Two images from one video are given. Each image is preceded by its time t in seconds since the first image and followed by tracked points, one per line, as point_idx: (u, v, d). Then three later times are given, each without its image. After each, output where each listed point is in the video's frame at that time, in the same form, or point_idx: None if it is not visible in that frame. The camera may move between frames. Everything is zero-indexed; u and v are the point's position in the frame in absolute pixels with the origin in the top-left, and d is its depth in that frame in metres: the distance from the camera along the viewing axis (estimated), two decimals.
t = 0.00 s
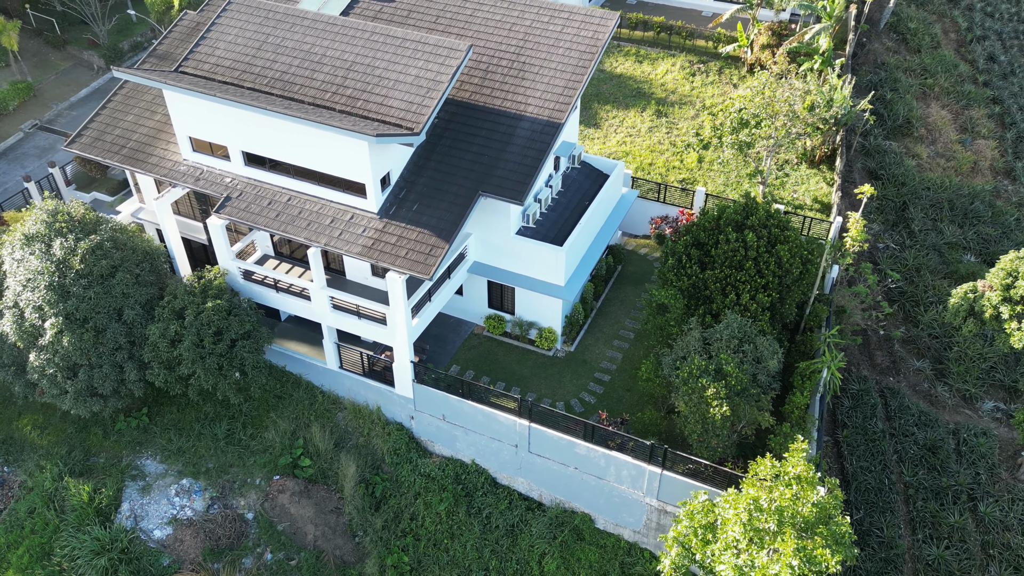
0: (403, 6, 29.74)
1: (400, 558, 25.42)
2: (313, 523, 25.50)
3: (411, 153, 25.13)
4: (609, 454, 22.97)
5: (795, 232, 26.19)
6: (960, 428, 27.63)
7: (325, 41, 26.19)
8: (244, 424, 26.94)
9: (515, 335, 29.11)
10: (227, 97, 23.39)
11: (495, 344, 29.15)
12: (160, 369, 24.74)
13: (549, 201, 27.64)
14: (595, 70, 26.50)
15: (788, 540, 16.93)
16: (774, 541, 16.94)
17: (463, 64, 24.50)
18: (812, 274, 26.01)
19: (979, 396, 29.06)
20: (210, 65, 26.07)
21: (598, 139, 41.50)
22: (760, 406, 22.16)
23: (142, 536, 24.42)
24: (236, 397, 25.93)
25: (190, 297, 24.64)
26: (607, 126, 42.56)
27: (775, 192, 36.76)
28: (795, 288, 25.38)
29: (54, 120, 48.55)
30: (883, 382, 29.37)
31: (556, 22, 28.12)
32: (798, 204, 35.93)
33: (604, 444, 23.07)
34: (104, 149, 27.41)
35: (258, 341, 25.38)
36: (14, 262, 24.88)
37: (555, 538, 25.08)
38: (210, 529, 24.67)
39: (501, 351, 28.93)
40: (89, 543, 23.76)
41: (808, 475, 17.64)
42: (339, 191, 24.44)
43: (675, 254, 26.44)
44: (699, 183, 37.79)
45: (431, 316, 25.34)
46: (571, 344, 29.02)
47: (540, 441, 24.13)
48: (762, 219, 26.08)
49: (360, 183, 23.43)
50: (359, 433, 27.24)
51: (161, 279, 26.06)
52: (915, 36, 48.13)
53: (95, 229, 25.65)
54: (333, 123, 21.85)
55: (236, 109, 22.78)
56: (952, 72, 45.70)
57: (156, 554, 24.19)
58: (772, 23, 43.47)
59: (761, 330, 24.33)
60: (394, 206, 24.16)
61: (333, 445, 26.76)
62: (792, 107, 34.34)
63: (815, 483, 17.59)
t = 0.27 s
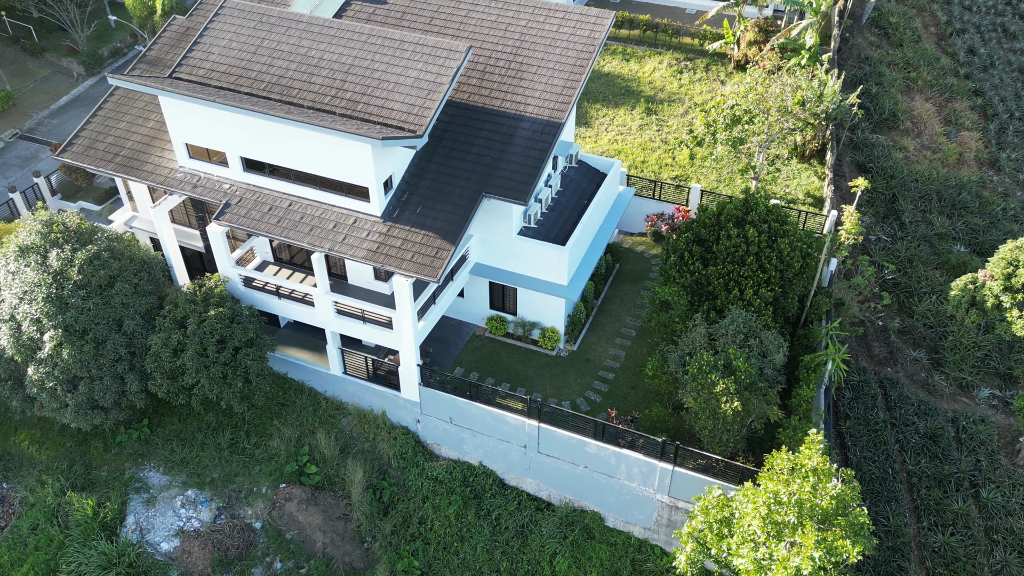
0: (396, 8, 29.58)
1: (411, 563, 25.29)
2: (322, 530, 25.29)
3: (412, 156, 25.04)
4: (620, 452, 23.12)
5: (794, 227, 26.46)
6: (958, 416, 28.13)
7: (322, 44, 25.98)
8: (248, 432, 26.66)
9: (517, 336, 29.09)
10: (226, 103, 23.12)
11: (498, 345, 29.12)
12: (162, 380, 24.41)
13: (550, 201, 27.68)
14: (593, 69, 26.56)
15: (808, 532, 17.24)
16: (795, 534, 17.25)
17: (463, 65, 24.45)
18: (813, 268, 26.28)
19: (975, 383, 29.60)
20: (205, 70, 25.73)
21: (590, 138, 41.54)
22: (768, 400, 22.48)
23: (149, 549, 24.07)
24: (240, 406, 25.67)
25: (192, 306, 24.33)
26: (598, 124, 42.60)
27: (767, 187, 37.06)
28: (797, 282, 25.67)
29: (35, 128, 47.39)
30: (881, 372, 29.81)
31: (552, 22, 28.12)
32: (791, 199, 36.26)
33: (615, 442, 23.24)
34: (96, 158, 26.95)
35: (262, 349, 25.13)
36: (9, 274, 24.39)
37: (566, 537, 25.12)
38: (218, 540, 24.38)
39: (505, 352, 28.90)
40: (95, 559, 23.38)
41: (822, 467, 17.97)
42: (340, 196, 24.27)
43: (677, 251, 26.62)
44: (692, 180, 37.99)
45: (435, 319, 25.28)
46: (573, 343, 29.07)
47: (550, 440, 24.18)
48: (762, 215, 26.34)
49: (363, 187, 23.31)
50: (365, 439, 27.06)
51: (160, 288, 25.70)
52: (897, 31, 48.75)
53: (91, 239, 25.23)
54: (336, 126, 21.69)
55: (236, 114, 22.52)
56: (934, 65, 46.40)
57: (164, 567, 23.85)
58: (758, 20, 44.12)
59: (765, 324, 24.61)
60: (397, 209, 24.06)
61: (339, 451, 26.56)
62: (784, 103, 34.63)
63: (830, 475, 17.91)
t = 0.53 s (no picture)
0: (392, 10, 29.41)
1: (424, 567, 25.19)
2: (334, 536, 25.12)
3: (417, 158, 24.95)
4: (634, 450, 23.23)
5: (798, 222, 26.70)
6: (960, 405, 28.60)
7: (323, 48, 25.78)
8: (256, 440, 26.43)
9: (523, 336, 29.09)
10: (230, 108, 22.89)
11: (504, 346, 29.11)
12: (169, 389, 24.11)
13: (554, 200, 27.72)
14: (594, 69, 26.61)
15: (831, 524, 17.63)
16: (817, 526, 17.62)
17: (467, 66, 24.41)
18: (816, 262, 26.56)
19: (975, 372, 30.10)
20: (205, 75, 25.41)
21: (585, 136, 41.55)
22: (779, 394, 22.79)
23: (160, 561, 23.78)
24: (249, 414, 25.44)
25: (198, 314, 24.05)
26: (592, 122, 42.60)
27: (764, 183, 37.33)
28: (802, 277, 25.96)
29: (19, 137, 46.32)
30: (883, 364, 30.19)
31: (551, 21, 28.10)
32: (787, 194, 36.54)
33: (629, 440, 23.35)
34: (94, 166, 26.53)
35: (269, 355, 24.89)
36: (9, 286, 23.96)
37: (579, 536, 25.20)
38: (230, 549, 24.12)
39: (511, 352, 28.89)
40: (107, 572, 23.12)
41: (844, 458, 18.22)
42: (347, 200, 24.14)
43: (682, 248, 26.84)
44: (689, 176, 38.17)
45: (444, 321, 25.23)
46: (579, 342, 29.15)
47: (563, 440, 24.25)
48: (766, 211, 26.61)
49: (372, 190, 23.23)
50: (374, 443, 26.91)
51: (163, 297, 25.37)
52: (882, 25, 49.25)
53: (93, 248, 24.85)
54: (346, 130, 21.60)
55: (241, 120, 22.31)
56: (920, 59, 47.01)
57: None
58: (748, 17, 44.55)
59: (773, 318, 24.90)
60: (405, 212, 23.98)
61: (349, 456, 26.39)
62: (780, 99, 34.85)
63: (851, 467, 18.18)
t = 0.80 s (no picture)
0: (394, 12, 29.25)
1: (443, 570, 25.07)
2: (351, 542, 24.95)
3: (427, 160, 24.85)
4: (653, 448, 23.36)
5: (805, 218, 26.90)
6: (966, 395, 29.00)
7: (329, 51, 25.61)
8: (269, 447, 26.23)
9: (533, 336, 29.09)
10: (240, 113, 22.68)
11: (515, 347, 29.10)
12: (182, 398, 23.85)
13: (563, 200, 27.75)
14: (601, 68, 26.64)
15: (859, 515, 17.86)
16: (845, 518, 17.86)
17: (476, 68, 24.35)
18: (824, 257, 26.80)
19: (978, 362, 30.55)
20: (210, 81, 25.13)
21: (583, 135, 41.60)
22: (795, 388, 23.03)
23: (178, 572, 23.50)
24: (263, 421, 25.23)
25: (210, 321, 23.80)
26: (590, 121, 42.65)
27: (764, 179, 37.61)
28: (810, 272, 26.21)
29: (9, 145, 45.50)
30: (888, 356, 30.52)
31: (556, 21, 28.06)
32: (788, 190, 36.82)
33: (647, 437, 23.45)
34: (97, 174, 26.16)
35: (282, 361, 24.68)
36: (16, 297, 23.57)
37: (597, 535, 25.25)
38: (248, 558, 23.88)
39: (521, 353, 28.88)
40: None
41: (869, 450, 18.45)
42: (359, 203, 24.03)
43: (692, 246, 26.94)
44: (689, 174, 38.35)
45: (458, 323, 25.18)
46: (589, 342, 29.19)
47: (580, 439, 24.28)
48: (773, 207, 26.80)
49: (385, 193, 23.14)
50: (388, 447, 26.77)
51: (172, 305, 25.08)
52: (872, 21, 49.71)
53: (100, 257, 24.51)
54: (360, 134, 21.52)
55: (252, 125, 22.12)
56: (910, 54, 47.58)
57: None
58: (741, 14, 44.85)
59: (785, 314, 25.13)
60: (418, 215, 23.90)
61: (363, 461, 26.24)
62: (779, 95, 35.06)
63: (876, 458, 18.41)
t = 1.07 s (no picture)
0: (400, 14, 29.14)
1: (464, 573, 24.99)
2: (372, 547, 24.83)
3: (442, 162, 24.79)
4: (673, 445, 23.51)
5: (816, 213, 27.09)
6: (974, 386, 29.35)
7: (340, 53, 25.47)
8: (286, 454, 26.06)
9: (546, 337, 29.11)
10: (255, 118, 22.51)
11: (528, 347, 29.09)
12: (200, 406, 23.63)
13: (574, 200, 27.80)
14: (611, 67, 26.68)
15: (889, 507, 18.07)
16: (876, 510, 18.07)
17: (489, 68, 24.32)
18: (835, 252, 27.00)
19: (984, 353, 30.94)
20: (219, 85, 24.91)
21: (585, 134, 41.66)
22: (813, 383, 23.24)
23: None
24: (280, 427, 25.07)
25: (226, 328, 23.59)
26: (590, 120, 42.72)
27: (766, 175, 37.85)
28: (823, 266, 26.41)
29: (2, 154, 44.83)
30: (897, 349, 30.80)
31: (564, 20, 28.06)
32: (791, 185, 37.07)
33: (669, 435, 23.55)
34: (105, 181, 25.86)
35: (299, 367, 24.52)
36: (28, 308, 23.24)
37: (618, 534, 25.30)
38: (270, 566, 23.71)
39: (535, 353, 28.88)
40: None
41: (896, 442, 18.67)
42: (374, 207, 23.94)
43: (704, 243, 27.06)
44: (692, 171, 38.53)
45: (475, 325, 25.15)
46: (601, 341, 29.25)
47: (600, 438, 24.35)
48: (785, 203, 26.96)
49: (402, 196, 23.09)
50: (405, 451, 26.67)
51: (186, 312, 24.85)
52: (865, 17, 50.12)
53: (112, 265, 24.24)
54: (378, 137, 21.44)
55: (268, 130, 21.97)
56: (904, 49, 48.06)
57: None
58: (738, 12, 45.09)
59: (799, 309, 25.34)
60: (434, 217, 23.84)
61: (381, 465, 26.12)
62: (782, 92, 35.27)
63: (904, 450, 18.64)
